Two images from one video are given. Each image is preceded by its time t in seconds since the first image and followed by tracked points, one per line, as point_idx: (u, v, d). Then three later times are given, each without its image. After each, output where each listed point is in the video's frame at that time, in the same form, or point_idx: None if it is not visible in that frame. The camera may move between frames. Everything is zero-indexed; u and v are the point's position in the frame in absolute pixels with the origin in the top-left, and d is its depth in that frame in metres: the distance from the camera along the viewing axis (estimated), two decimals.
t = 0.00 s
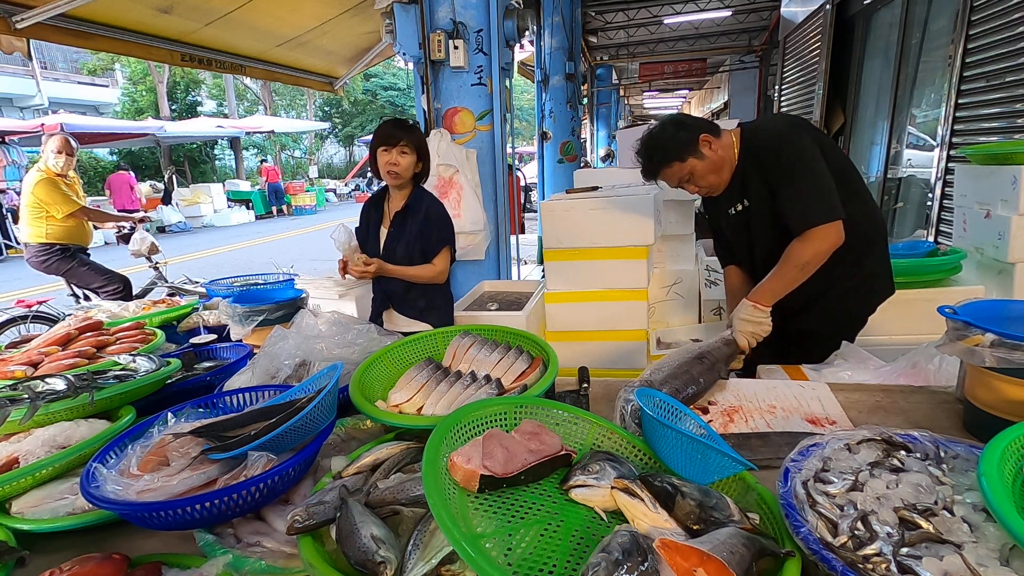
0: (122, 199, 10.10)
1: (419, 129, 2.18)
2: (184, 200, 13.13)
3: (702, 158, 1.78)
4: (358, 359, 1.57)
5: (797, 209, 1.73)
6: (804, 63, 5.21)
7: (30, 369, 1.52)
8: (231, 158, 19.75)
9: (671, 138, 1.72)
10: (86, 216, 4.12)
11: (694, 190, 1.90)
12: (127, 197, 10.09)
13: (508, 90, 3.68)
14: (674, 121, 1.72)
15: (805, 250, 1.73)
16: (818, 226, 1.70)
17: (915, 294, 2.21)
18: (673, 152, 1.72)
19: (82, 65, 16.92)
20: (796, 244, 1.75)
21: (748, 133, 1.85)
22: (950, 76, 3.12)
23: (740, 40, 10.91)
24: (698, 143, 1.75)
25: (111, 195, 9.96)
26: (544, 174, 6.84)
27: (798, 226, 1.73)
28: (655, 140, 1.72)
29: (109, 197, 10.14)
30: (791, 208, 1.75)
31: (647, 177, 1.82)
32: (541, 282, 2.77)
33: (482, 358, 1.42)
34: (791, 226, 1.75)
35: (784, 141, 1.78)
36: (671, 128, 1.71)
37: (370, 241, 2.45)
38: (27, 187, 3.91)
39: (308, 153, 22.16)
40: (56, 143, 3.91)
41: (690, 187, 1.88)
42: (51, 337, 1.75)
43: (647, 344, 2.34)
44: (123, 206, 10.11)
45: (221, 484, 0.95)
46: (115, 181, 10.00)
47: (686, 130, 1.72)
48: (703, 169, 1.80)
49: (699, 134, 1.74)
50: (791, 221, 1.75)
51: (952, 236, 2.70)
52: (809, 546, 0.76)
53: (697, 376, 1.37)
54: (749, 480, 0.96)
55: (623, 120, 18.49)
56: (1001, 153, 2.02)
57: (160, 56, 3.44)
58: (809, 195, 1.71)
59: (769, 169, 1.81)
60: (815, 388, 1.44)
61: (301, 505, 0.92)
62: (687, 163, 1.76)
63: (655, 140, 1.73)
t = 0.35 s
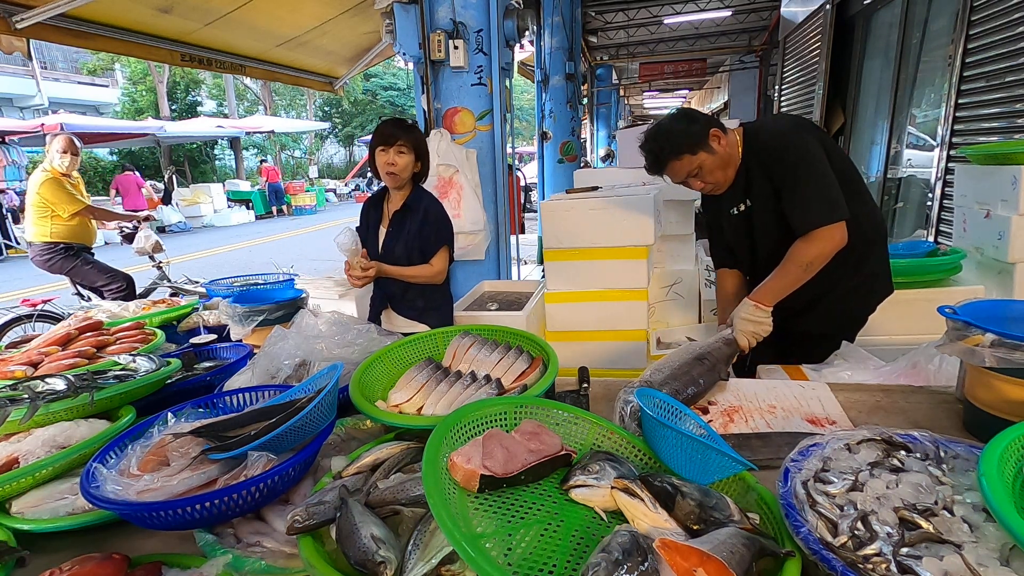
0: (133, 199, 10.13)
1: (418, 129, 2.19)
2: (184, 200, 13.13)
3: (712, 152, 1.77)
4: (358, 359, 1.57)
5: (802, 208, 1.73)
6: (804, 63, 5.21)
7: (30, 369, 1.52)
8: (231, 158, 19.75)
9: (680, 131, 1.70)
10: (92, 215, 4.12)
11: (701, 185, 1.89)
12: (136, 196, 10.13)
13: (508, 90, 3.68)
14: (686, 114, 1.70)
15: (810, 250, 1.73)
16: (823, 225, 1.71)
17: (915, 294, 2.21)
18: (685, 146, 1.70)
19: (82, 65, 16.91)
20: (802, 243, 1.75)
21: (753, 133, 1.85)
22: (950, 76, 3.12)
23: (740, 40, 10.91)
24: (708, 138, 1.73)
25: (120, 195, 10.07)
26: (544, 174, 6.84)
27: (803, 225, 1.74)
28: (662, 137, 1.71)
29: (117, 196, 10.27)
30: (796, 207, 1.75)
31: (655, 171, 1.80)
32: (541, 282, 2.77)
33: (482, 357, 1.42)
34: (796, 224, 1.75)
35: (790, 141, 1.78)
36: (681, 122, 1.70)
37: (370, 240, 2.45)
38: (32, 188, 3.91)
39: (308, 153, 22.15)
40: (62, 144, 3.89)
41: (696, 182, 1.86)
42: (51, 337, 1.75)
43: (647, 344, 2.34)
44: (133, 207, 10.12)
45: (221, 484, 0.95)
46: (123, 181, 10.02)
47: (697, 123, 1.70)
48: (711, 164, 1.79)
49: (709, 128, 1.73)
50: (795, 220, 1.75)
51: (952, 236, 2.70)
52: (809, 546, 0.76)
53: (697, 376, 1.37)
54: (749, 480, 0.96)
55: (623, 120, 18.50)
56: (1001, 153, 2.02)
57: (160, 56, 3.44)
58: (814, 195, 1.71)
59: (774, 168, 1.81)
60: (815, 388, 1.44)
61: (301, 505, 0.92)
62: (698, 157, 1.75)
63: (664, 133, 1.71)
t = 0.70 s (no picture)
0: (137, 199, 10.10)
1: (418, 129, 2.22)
2: (184, 200, 13.13)
3: (720, 149, 1.76)
4: (358, 359, 1.57)
5: (807, 210, 1.74)
6: (804, 63, 5.21)
7: (30, 369, 1.52)
8: (231, 158, 19.74)
9: (685, 128, 1.68)
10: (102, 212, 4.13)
11: (705, 183, 1.86)
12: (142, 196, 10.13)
13: (508, 90, 3.68)
14: (696, 109, 1.68)
15: (816, 252, 1.74)
16: (830, 226, 1.71)
17: (915, 294, 2.21)
18: (690, 143, 1.68)
19: (82, 65, 16.91)
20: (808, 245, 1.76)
21: (757, 133, 1.85)
22: (950, 76, 3.12)
23: (739, 40, 10.92)
24: (716, 134, 1.72)
25: (122, 195, 10.10)
26: (544, 174, 6.84)
27: (809, 226, 1.74)
28: (665, 140, 1.68)
29: (120, 195, 10.26)
30: (802, 208, 1.75)
31: (659, 167, 1.77)
32: (541, 282, 2.77)
33: (482, 357, 1.42)
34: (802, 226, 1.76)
35: (794, 141, 1.78)
36: (689, 118, 1.67)
37: (371, 238, 2.48)
38: (43, 186, 3.92)
39: (308, 153, 22.15)
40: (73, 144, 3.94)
41: (701, 180, 1.84)
42: (51, 337, 1.75)
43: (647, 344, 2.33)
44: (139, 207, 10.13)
45: (221, 484, 0.95)
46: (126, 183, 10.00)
47: (706, 118, 1.68)
48: (718, 161, 1.78)
49: (718, 125, 1.72)
50: (801, 220, 1.76)
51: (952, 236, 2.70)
52: (809, 546, 0.76)
53: (697, 376, 1.37)
54: (749, 480, 0.96)
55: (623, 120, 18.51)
56: (1001, 154, 2.02)
57: (160, 56, 3.44)
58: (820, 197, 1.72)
59: (779, 169, 1.81)
60: (815, 388, 1.44)
61: (301, 505, 0.92)
62: (705, 155, 1.73)
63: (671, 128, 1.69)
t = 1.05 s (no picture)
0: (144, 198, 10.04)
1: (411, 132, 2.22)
2: (184, 200, 13.13)
3: (722, 145, 1.75)
4: (358, 359, 1.57)
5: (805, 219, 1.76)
6: (804, 63, 5.21)
7: (30, 369, 1.52)
8: (231, 158, 19.73)
9: (689, 120, 1.65)
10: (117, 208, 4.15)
11: (699, 178, 1.84)
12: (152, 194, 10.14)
13: (508, 90, 3.68)
14: (700, 102, 1.67)
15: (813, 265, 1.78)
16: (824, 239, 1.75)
17: (915, 294, 2.21)
18: (691, 134, 1.66)
19: (82, 65, 16.92)
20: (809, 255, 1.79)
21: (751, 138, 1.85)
22: (950, 76, 3.12)
23: (740, 40, 10.93)
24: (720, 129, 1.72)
25: (128, 194, 9.95)
26: (544, 174, 6.84)
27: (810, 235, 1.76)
28: (673, 123, 1.65)
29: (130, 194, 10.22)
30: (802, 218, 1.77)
31: (660, 152, 1.74)
32: (541, 282, 2.77)
33: (482, 357, 1.42)
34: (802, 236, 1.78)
35: (788, 147, 1.78)
36: (693, 117, 1.65)
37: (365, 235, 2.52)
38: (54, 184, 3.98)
39: (308, 153, 22.14)
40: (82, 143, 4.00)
41: (697, 174, 1.82)
42: (51, 337, 1.75)
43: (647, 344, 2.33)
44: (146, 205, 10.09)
45: (221, 484, 0.95)
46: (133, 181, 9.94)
47: (709, 111, 1.67)
48: (718, 156, 1.77)
49: (721, 120, 1.72)
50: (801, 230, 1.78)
51: (952, 236, 2.70)
52: (809, 546, 0.76)
53: (696, 375, 1.37)
54: (749, 480, 0.96)
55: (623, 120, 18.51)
56: (1001, 154, 2.02)
57: (160, 56, 3.44)
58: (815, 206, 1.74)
59: (773, 175, 1.82)
60: (815, 388, 1.44)
61: (301, 504, 0.92)
62: (708, 146, 1.72)
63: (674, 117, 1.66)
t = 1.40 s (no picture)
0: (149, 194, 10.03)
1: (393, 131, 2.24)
2: (184, 200, 13.13)
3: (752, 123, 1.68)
4: (358, 359, 1.57)
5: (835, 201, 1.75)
6: (804, 63, 5.21)
7: (30, 369, 1.52)
8: (231, 158, 19.73)
9: (730, 87, 1.55)
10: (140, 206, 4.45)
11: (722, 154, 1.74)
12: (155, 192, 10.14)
13: (508, 90, 3.68)
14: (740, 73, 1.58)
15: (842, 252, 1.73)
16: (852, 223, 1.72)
17: (915, 294, 2.21)
18: (731, 103, 1.56)
19: (82, 65, 16.91)
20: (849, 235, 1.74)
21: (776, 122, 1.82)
22: (950, 76, 3.12)
23: (740, 40, 10.94)
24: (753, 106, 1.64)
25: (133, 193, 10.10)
26: (544, 174, 6.84)
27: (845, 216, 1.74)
28: (713, 89, 1.53)
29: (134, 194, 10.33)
30: (835, 201, 1.75)
31: (688, 120, 1.62)
32: (540, 282, 2.77)
33: (482, 357, 1.42)
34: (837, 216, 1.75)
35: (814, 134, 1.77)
36: (734, 84, 1.56)
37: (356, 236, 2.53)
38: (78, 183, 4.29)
39: (308, 154, 22.14)
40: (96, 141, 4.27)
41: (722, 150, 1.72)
42: (51, 337, 1.75)
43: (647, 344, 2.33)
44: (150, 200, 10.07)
45: (221, 484, 0.95)
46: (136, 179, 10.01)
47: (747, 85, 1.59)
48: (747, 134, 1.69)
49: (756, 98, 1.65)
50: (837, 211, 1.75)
51: (952, 236, 2.70)
52: (809, 546, 0.76)
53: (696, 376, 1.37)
54: (749, 480, 0.96)
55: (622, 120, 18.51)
56: (1001, 153, 2.02)
57: (160, 56, 3.44)
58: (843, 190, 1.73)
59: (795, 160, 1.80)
60: (815, 388, 1.44)
61: (302, 505, 0.92)
62: (740, 122, 1.62)
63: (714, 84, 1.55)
